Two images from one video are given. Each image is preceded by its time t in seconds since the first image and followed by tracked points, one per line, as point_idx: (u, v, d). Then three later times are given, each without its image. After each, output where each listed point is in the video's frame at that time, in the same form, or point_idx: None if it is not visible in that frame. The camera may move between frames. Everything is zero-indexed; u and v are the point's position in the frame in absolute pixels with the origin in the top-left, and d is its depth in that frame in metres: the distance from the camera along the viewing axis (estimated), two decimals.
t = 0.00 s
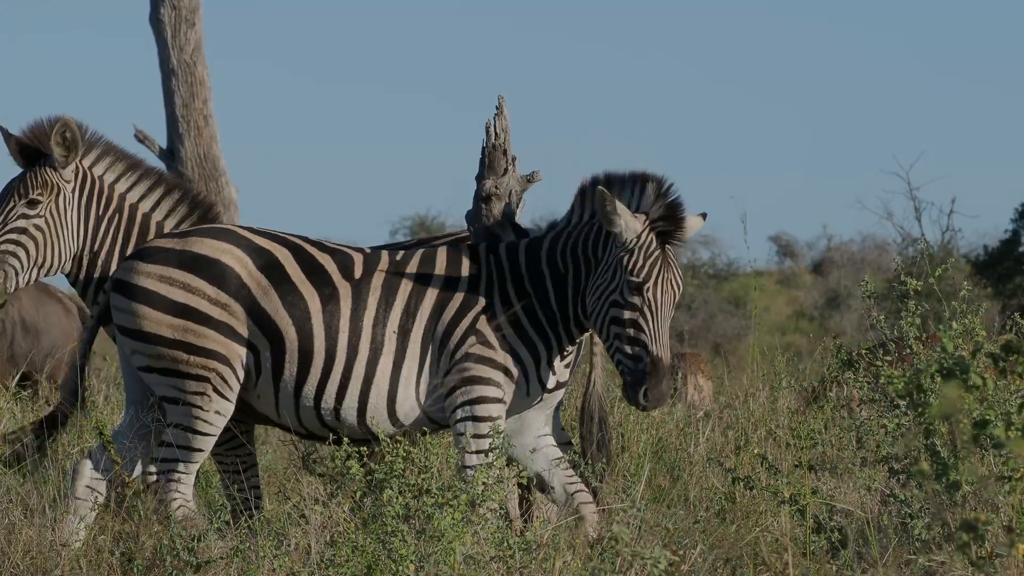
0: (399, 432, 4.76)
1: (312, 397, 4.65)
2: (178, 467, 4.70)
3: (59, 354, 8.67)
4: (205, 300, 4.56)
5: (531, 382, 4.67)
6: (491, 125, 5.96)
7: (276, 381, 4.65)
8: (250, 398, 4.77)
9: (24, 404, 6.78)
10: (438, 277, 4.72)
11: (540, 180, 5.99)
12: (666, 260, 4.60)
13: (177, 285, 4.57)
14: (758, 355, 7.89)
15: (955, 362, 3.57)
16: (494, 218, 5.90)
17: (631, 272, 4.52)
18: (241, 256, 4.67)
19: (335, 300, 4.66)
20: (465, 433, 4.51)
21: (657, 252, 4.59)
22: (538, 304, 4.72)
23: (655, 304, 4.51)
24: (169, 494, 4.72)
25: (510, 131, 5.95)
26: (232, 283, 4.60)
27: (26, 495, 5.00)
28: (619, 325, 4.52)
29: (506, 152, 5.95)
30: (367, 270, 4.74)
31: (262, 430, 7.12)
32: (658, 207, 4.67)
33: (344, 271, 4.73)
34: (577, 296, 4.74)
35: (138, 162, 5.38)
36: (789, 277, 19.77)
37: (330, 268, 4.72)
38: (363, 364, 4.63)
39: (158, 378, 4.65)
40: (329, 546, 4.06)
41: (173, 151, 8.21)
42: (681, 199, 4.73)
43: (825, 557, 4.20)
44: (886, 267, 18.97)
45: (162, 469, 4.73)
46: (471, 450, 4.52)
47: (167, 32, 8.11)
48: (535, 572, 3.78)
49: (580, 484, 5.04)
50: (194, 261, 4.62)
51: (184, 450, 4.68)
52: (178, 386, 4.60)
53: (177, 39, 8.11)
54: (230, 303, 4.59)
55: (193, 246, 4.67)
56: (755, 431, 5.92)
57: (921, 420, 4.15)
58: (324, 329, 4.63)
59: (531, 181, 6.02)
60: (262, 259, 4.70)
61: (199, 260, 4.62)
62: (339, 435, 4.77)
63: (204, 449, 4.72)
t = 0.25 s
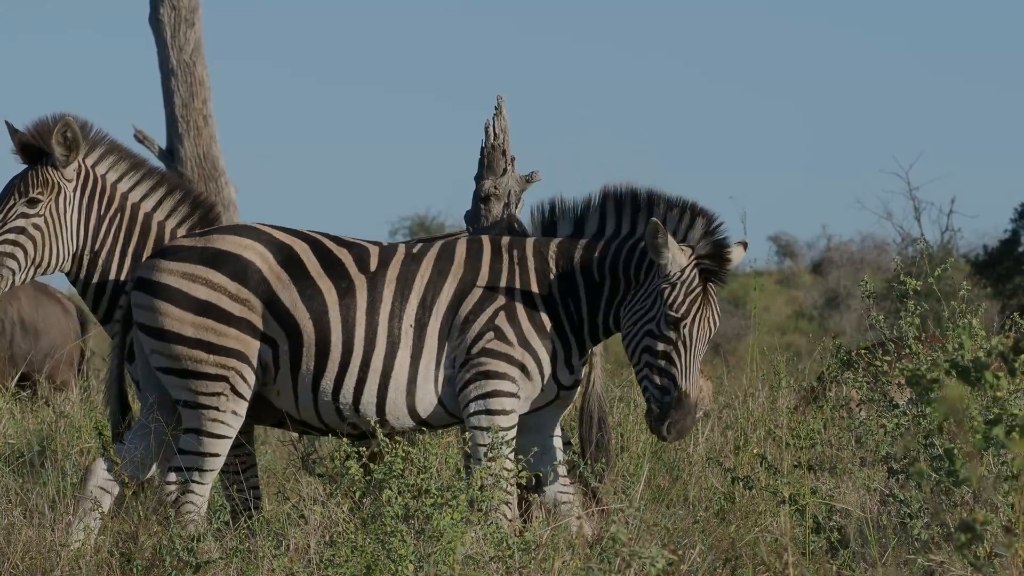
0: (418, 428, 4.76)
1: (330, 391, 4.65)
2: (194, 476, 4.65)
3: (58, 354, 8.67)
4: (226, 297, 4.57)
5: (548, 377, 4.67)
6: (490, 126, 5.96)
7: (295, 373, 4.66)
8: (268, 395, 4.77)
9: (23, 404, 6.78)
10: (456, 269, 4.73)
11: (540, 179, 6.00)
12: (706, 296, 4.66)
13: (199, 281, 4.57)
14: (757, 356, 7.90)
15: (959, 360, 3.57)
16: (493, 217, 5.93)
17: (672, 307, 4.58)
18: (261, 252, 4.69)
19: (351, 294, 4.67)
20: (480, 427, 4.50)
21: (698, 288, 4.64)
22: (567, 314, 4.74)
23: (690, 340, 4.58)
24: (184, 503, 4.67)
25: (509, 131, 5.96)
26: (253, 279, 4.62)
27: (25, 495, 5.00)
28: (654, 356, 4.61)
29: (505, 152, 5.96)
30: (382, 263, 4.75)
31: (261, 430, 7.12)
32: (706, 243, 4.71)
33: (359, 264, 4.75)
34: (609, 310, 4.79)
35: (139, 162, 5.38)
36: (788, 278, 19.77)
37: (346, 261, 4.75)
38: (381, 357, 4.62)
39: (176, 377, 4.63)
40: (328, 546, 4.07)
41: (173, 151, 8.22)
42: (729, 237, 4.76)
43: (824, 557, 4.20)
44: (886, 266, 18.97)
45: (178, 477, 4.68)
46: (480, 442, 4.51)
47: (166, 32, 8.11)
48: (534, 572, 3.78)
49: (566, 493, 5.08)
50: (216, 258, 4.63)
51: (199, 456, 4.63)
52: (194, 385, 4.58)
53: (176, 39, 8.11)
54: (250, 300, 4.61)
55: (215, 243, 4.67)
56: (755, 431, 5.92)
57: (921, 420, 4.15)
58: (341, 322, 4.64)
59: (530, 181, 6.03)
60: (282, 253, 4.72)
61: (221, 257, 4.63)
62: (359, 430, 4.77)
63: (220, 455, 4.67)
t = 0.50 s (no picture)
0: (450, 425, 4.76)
1: (364, 387, 4.64)
2: (203, 477, 4.64)
3: (57, 353, 8.66)
4: (253, 299, 4.58)
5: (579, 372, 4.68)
6: (489, 126, 5.97)
7: (327, 369, 4.65)
8: (296, 395, 4.73)
9: (21, 404, 6.77)
10: (486, 263, 4.76)
11: (539, 179, 6.01)
12: (760, 318, 4.84)
13: (226, 282, 4.58)
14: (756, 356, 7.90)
15: (965, 357, 3.57)
16: (493, 217, 5.91)
17: (731, 330, 4.75)
18: (290, 255, 4.70)
19: (379, 291, 4.69)
20: (505, 422, 4.52)
21: (755, 311, 4.82)
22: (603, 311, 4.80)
23: (744, 361, 4.77)
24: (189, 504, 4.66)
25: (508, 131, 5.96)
26: (280, 281, 4.64)
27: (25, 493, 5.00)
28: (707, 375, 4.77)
29: (504, 152, 5.97)
30: (408, 261, 4.76)
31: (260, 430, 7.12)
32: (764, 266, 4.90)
33: (387, 262, 4.76)
34: (651, 320, 4.89)
35: (133, 163, 5.38)
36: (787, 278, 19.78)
37: (373, 260, 4.76)
38: (412, 351, 4.64)
39: (196, 379, 4.60)
40: (328, 546, 4.07)
41: (171, 152, 8.23)
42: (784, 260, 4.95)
43: (823, 557, 4.20)
44: (885, 266, 18.97)
45: (186, 478, 4.65)
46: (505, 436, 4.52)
47: (166, 32, 8.10)
48: (534, 572, 3.77)
49: (577, 494, 5.05)
50: (245, 260, 4.64)
51: (211, 459, 4.62)
52: (212, 387, 4.57)
53: (175, 39, 8.11)
54: (276, 302, 4.62)
55: (244, 245, 4.69)
56: (755, 431, 5.93)
57: (920, 419, 4.15)
58: (370, 319, 4.65)
59: (529, 181, 6.04)
60: (309, 253, 4.74)
61: (250, 258, 4.64)
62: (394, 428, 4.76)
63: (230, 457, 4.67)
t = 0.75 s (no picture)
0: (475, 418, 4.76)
1: (383, 380, 4.64)
2: (211, 476, 4.67)
3: (55, 352, 8.66)
4: (268, 293, 4.57)
5: (595, 370, 4.65)
6: (488, 124, 5.97)
7: (345, 371, 4.66)
8: (314, 390, 4.75)
9: (19, 403, 6.77)
10: (509, 258, 4.72)
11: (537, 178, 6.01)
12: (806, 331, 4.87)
13: (242, 276, 4.58)
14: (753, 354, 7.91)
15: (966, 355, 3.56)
16: (492, 215, 5.94)
17: (782, 344, 4.76)
18: (307, 248, 4.68)
19: (401, 283, 4.67)
20: (515, 419, 4.52)
21: (803, 324, 4.86)
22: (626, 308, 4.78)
23: (794, 375, 4.79)
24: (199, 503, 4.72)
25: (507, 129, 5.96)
26: (296, 275, 4.62)
27: (26, 490, 5.00)
28: (758, 388, 4.77)
29: (503, 150, 5.97)
30: (434, 252, 4.73)
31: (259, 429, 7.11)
32: (809, 277, 4.94)
33: (409, 254, 4.73)
34: (693, 329, 4.87)
35: (132, 160, 5.37)
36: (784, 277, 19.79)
37: (395, 251, 4.74)
38: (433, 345, 4.62)
39: (208, 374, 4.62)
40: (327, 545, 4.07)
41: (170, 151, 8.24)
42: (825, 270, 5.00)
43: (822, 556, 4.21)
44: (883, 265, 18.99)
45: (195, 476, 4.69)
46: (510, 434, 4.54)
47: (164, 31, 8.09)
48: (532, 571, 3.74)
49: (587, 489, 4.96)
50: (261, 253, 4.63)
51: (219, 455, 4.64)
52: (223, 382, 4.58)
53: (174, 38, 8.11)
54: (291, 297, 4.61)
55: (260, 237, 4.67)
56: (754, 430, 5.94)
57: (919, 417, 4.16)
58: (390, 313, 4.64)
59: (527, 179, 6.04)
60: (327, 246, 4.72)
61: (266, 252, 4.63)
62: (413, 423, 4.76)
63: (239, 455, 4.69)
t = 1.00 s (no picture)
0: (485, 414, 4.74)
1: (396, 377, 4.62)
2: (220, 471, 4.68)
3: (53, 351, 8.65)
4: (281, 290, 4.57)
5: (604, 372, 4.66)
6: (487, 122, 5.97)
7: (357, 369, 4.63)
8: (325, 386, 4.75)
9: (17, 403, 6.76)
10: (521, 253, 4.70)
11: (536, 175, 6.01)
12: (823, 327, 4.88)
13: (253, 272, 4.57)
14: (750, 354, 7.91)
15: (966, 352, 3.55)
16: (491, 213, 5.94)
17: (801, 341, 4.78)
18: (318, 243, 4.66)
19: (414, 276, 4.65)
20: (520, 416, 4.52)
21: (821, 320, 4.87)
22: (635, 312, 4.76)
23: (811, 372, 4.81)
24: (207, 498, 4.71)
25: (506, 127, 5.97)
26: (308, 270, 4.61)
27: (25, 488, 4.99)
28: (777, 385, 4.79)
29: (502, 148, 5.97)
30: (447, 245, 4.71)
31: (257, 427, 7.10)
32: (825, 274, 4.93)
33: (422, 246, 4.71)
34: (709, 328, 4.87)
35: (129, 159, 5.36)
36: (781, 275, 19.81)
37: (408, 242, 4.72)
38: (446, 342, 4.60)
39: (219, 371, 4.62)
40: (326, 544, 4.07)
41: (168, 149, 8.24)
42: (841, 265, 5.00)
43: (821, 554, 4.21)
44: (880, 264, 19.00)
45: (205, 471, 4.70)
46: (517, 432, 4.55)
47: (163, 29, 8.08)
48: (531, 570, 3.74)
49: (590, 487, 5.03)
50: (271, 249, 4.61)
51: (228, 451, 4.65)
52: (234, 379, 4.58)
53: (173, 36, 8.10)
54: (303, 292, 4.60)
55: (270, 232, 4.65)
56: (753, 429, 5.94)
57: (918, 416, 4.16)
58: (404, 307, 4.62)
59: (526, 177, 6.04)
60: (338, 239, 4.69)
61: (277, 247, 4.61)
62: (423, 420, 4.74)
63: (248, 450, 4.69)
